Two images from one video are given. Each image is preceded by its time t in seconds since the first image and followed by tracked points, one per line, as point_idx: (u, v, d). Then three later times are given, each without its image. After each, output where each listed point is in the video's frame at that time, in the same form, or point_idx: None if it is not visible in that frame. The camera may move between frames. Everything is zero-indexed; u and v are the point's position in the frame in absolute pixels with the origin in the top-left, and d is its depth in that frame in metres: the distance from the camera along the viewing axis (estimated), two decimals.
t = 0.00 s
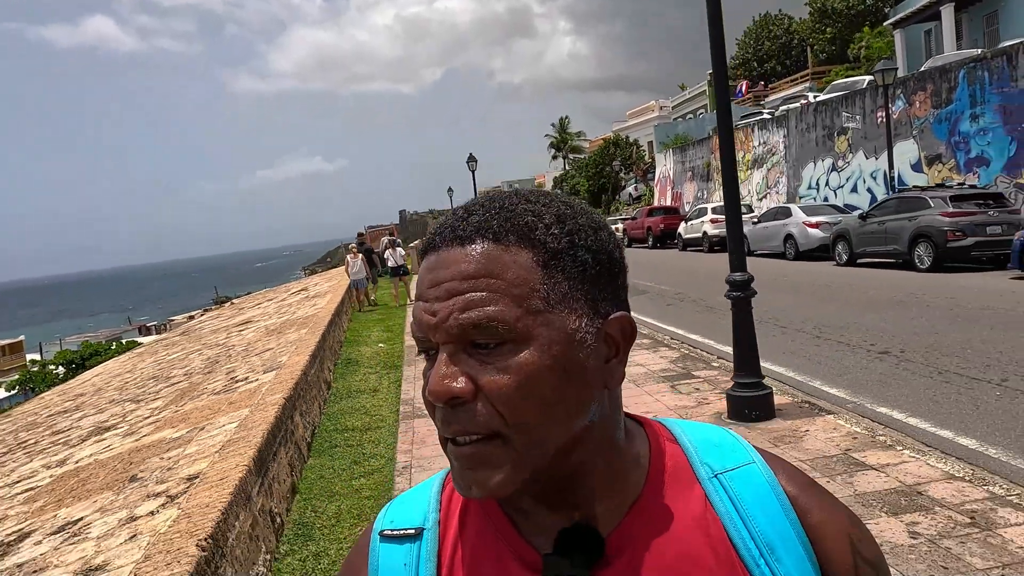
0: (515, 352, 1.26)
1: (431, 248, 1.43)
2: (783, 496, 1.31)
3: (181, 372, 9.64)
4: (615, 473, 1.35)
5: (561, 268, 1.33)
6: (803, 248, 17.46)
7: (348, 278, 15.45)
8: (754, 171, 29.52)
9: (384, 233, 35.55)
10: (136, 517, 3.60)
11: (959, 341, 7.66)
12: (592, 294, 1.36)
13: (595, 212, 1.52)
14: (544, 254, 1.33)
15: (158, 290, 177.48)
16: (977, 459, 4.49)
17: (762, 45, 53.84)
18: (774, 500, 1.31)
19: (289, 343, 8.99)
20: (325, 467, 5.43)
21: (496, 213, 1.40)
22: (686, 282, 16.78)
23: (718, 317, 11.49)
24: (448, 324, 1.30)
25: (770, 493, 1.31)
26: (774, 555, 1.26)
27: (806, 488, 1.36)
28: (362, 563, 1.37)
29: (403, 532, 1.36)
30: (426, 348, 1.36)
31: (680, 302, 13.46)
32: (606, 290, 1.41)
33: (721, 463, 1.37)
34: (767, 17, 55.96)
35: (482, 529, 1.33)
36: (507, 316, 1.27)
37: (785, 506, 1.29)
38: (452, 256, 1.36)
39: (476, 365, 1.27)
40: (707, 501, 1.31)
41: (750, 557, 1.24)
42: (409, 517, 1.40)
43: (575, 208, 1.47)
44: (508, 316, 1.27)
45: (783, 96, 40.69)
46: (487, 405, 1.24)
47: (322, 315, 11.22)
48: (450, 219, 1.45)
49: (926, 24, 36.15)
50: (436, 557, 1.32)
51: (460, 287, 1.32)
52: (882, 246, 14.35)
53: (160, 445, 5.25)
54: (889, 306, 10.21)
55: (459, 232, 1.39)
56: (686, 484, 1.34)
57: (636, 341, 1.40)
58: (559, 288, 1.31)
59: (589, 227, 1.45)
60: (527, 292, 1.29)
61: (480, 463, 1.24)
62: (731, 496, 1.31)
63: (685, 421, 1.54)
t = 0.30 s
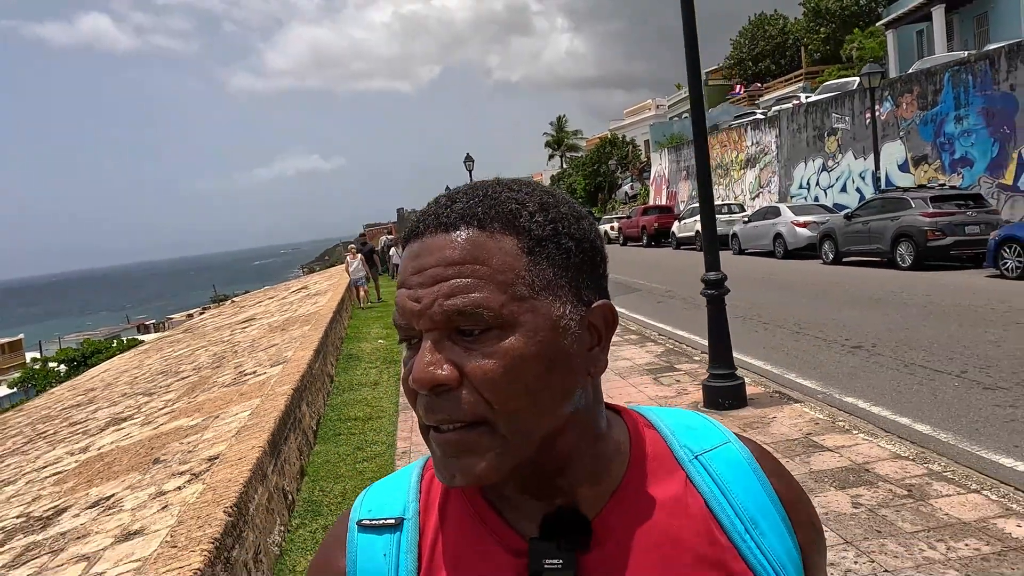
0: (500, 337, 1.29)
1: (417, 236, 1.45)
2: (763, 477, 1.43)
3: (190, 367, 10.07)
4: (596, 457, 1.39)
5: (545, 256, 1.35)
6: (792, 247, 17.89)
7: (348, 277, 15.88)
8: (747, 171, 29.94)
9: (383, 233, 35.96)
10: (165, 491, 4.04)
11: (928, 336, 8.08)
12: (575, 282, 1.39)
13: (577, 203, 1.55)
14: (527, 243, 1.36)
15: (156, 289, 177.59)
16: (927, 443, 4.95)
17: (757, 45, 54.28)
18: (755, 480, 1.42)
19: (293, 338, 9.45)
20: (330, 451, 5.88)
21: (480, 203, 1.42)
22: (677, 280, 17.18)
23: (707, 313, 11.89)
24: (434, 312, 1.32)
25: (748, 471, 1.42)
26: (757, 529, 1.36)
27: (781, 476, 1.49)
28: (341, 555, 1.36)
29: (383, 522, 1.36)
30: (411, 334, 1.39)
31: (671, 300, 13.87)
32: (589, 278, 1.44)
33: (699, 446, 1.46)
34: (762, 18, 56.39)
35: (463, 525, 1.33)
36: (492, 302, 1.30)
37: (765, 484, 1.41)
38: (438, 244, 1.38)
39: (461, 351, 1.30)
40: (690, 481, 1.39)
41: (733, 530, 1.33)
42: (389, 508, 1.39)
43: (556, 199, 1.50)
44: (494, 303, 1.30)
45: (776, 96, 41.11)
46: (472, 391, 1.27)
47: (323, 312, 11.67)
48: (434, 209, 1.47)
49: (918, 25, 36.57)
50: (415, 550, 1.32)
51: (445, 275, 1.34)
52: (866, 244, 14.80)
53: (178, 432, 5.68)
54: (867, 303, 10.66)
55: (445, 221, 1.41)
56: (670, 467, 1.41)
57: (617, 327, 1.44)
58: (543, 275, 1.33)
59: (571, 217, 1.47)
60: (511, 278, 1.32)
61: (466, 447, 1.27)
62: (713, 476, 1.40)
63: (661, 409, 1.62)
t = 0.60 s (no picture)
0: (582, 348, 1.25)
1: (496, 238, 1.40)
2: (826, 490, 1.37)
3: (195, 359, 10.46)
4: (663, 468, 1.34)
5: (629, 266, 1.32)
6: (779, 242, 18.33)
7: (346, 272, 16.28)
8: (738, 168, 30.38)
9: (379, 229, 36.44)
10: (185, 462, 4.45)
11: (898, 325, 8.51)
12: (654, 295, 1.36)
13: (655, 211, 1.52)
14: (612, 252, 1.32)
15: (152, 288, 177.67)
16: (884, 419, 5.38)
17: (749, 43, 54.76)
18: (820, 498, 1.36)
19: (295, 330, 9.88)
20: (332, 432, 6.29)
21: (562, 208, 1.38)
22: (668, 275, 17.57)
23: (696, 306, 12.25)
24: (514, 318, 1.28)
25: (813, 485, 1.37)
26: (820, 548, 1.31)
27: (844, 490, 1.44)
28: (396, 551, 1.35)
29: (439, 517, 1.34)
30: (485, 338, 1.34)
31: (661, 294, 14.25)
32: (667, 290, 1.41)
33: (762, 458, 1.41)
34: (754, 16, 56.91)
35: (518, 521, 1.32)
36: (576, 312, 1.26)
37: (830, 500, 1.35)
38: (520, 248, 1.34)
39: (540, 359, 1.25)
40: (754, 496, 1.34)
41: (797, 549, 1.29)
42: (445, 503, 1.38)
43: (637, 208, 1.47)
44: (577, 312, 1.26)
45: (767, 93, 41.59)
46: (550, 400, 1.22)
47: (322, 306, 12.11)
48: (514, 209, 1.42)
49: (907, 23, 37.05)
50: (471, 545, 1.31)
51: (528, 281, 1.30)
52: (849, 239, 15.24)
53: (190, 414, 6.09)
54: (845, 296, 11.11)
55: (528, 225, 1.37)
56: (732, 480, 1.36)
57: (692, 340, 1.41)
58: (626, 285, 1.30)
59: (653, 226, 1.45)
60: (595, 288, 1.28)
61: (539, 456, 1.22)
62: (776, 490, 1.35)
63: (720, 414, 1.58)
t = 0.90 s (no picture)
0: (599, 316, 1.28)
1: (513, 216, 1.44)
2: (840, 458, 1.32)
3: (199, 354, 10.85)
4: (684, 433, 1.35)
5: (641, 236, 1.34)
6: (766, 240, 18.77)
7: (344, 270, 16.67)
8: (729, 167, 30.86)
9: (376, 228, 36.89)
10: (203, 441, 4.85)
11: (871, 317, 8.94)
12: (668, 263, 1.38)
13: (668, 183, 1.53)
14: (623, 222, 1.34)
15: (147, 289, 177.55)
16: (849, 403, 5.82)
17: (741, 43, 55.28)
18: (833, 464, 1.31)
19: (296, 326, 10.30)
20: (335, 419, 6.69)
21: (575, 183, 1.41)
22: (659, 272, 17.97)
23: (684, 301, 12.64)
24: (532, 291, 1.31)
25: (827, 454, 1.32)
26: (835, 515, 1.26)
27: (864, 455, 1.35)
28: (430, 519, 1.37)
29: (472, 484, 1.36)
30: (508, 313, 1.38)
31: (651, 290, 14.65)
32: (681, 258, 1.42)
33: (780, 426, 1.38)
34: (746, 17, 57.48)
35: (548, 487, 1.33)
36: (592, 282, 1.29)
37: (843, 466, 1.30)
38: (536, 224, 1.37)
39: (558, 329, 1.29)
40: (770, 462, 1.32)
41: (809, 515, 1.25)
42: (477, 472, 1.40)
43: (650, 179, 1.48)
44: (592, 282, 1.28)
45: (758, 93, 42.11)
46: (571, 367, 1.26)
47: (321, 303, 12.53)
48: (529, 188, 1.45)
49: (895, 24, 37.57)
50: (505, 510, 1.32)
51: (544, 255, 1.34)
52: (833, 236, 15.69)
53: (201, 402, 6.50)
54: (825, 291, 11.57)
55: (542, 201, 1.40)
56: (749, 445, 1.35)
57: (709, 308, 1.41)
58: (639, 254, 1.32)
59: (664, 196, 1.46)
60: (609, 259, 1.31)
61: (562, 421, 1.26)
62: (792, 458, 1.31)
63: (745, 386, 1.55)
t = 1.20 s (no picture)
0: (579, 339, 1.30)
1: (490, 241, 1.46)
2: (829, 468, 1.43)
3: (202, 352, 11.24)
4: (670, 450, 1.40)
5: (618, 255, 1.37)
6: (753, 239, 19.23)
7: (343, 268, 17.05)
8: (719, 168, 31.30)
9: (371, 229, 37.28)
10: (213, 429, 5.26)
11: (845, 314, 9.35)
12: (646, 281, 1.41)
13: (643, 197, 1.57)
14: (600, 243, 1.37)
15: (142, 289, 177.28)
16: (812, 392, 6.27)
17: (732, 43, 55.74)
18: (822, 472, 1.42)
19: (295, 324, 10.70)
20: (335, 411, 7.11)
21: (552, 204, 1.43)
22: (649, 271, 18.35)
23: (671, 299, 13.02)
24: (511, 316, 1.33)
25: (815, 464, 1.42)
26: (826, 522, 1.35)
27: (848, 465, 1.49)
28: (410, 544, 1.38)
29: (454, 509, 1.38)
30: (486, 340, 1.40)
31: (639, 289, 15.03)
32: (660, 277, 1.46)
33: (765, 438, 1.47)
34: (737, 17, 57.94)
35: (532, 512, 1.35)
36: (571, 306, 1.31)
37: (832, 476, 1.41)
38: (514, 247, 1.39)
39: (539, 354, 1.31)
40: (759, 473, 1.40)
41: (803, 523, 1.33)
42: (459, 497, 1.42)
43: (627, 195, 1.51)
44: (570, 306, 1.31)
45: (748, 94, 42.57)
46: (551, 391, 1.27)
47: (318, 302, 12.94)
48: (504, 212, 1.47)
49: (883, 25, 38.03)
50: (487, 534, 1.34)
51: (522, 280, 1.36)
52: (815, 236, 16.14)
53: (208, 395, 6.91)
54: (805, 288, 12.01)
55: (518, 224, 1.42)
56: (737, 459, 1.42)
57: (689, 324, 1.45)
58: (617, 275, 1.35)
59: (640, 214, 1.49)
60: (587, 281, 1.33)
61: (547, 447, 1.27)
62: (783, 469, 1.40)
63: (724, 403, 1.64)
